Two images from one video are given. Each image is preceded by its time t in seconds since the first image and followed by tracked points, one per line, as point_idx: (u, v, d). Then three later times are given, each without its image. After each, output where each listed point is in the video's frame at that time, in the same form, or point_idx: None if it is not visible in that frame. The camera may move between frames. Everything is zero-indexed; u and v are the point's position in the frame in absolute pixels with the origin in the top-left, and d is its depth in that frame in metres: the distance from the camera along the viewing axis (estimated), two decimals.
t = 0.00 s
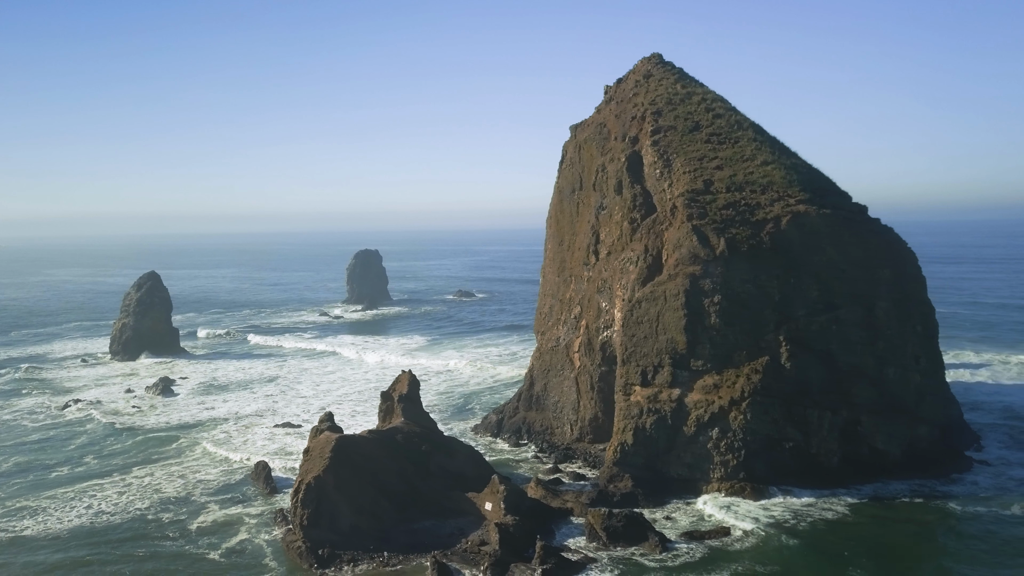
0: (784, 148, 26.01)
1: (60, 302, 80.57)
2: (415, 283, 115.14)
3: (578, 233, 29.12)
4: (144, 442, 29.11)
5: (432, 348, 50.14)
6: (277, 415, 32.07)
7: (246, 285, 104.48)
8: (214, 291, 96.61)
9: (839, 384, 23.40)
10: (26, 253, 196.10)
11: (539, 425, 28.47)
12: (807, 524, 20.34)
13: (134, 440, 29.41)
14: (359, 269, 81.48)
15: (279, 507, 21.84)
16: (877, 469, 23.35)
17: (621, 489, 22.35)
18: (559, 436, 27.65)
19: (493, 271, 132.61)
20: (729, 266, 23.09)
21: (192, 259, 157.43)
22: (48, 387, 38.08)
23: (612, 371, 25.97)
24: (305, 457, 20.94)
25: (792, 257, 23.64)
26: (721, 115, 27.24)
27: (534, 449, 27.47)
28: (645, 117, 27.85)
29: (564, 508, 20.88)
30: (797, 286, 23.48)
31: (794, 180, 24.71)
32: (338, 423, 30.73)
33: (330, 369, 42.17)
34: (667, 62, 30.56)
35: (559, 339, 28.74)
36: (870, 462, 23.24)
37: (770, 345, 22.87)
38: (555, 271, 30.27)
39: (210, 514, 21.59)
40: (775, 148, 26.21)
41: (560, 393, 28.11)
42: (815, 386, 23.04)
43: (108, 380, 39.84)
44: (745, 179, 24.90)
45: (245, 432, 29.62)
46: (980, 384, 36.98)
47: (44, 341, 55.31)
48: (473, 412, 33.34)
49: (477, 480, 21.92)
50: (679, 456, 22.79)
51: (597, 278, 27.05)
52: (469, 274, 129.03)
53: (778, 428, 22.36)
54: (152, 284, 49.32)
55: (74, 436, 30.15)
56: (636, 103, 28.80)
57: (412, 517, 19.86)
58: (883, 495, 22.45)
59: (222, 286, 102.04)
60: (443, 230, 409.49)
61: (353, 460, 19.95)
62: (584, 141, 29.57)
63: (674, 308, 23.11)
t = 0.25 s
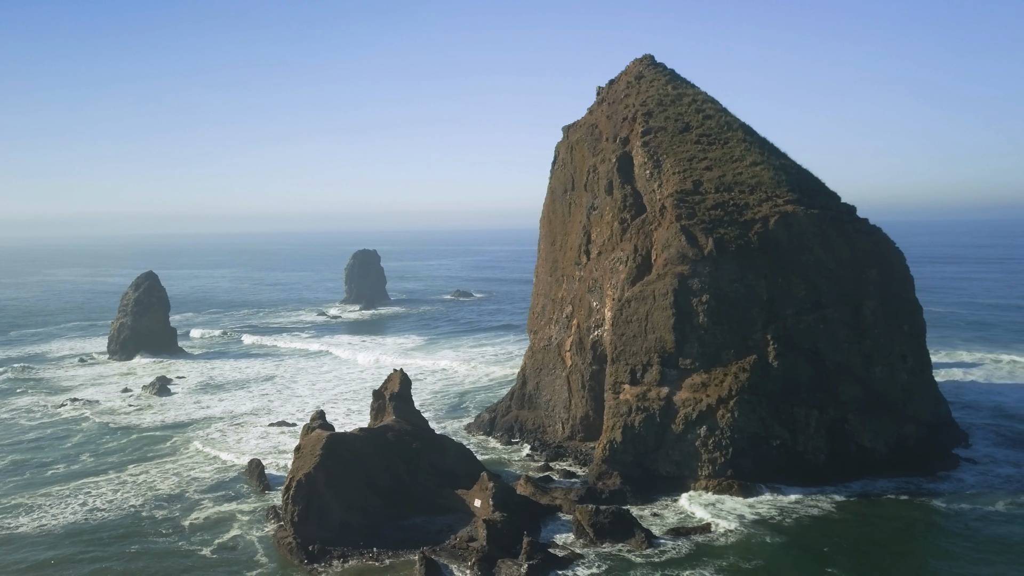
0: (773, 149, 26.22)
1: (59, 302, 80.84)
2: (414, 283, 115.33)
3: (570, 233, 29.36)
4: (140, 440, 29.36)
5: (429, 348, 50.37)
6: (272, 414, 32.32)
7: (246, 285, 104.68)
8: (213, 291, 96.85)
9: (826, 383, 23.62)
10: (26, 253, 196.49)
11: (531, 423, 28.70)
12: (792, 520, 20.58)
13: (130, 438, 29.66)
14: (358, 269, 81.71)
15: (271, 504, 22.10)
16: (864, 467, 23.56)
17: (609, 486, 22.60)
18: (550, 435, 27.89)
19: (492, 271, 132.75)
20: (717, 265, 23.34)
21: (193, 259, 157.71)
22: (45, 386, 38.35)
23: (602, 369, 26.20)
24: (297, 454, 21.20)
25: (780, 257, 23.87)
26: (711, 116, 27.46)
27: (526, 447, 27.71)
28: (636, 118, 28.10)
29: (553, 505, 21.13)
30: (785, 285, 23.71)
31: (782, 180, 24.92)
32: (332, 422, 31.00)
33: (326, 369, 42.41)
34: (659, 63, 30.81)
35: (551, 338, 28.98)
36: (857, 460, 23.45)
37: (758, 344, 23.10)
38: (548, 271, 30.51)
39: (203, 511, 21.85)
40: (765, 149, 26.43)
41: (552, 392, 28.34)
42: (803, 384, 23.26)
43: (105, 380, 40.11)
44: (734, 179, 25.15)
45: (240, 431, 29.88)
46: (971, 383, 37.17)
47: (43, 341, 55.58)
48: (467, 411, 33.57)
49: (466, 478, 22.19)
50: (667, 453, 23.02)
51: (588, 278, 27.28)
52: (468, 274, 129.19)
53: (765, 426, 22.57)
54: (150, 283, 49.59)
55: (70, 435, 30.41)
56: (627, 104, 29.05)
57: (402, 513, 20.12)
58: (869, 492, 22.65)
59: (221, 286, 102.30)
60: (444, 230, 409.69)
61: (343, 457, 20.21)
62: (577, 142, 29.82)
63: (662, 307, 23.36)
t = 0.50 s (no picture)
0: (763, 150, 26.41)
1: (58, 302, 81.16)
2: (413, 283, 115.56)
3: (562, 233, 29.58)
4: (135, 438, 29.61)
5: (425, 348, 50.58)
6: (267, 413, 32.56)
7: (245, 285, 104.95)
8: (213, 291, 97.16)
9: (814, 382, 23.82)
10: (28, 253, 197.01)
11: (523, 422, 28.92)
12: (778, 518, 20.79)
13: (126, 437, 29.91)
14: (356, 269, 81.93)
15: (263, 501, 22.33)
16: (851, 465, 23.74)
17: (598, 484, 22.83)
18: (542, 434, 28.10)
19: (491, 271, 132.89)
20: (706, 265, 23.57)
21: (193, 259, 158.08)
22: (43, 386, 38.62)
23: (593, 369, 26.41)
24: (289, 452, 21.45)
25: (768, 257, 24.09)
26: (702, 116, 27.66)
27: (518, 446, 27.93)
28: (627, 119, 28.32)
29: (542, 503, 21.36)
30: (773, 285, 23.92)
31: (771, 181, 25.12)
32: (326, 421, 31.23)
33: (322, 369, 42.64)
34: (651, 64, 31.02)
35: (543, 337, 29.20)
36: (844, 458, 23.63)
37: (746, 343, 23.31)
38: (541, 271, 30.72)
39: (196, 509, 22.09)
40: (755, 149, 26.63)
41: (544, 391, 28.56)
42: (791, 383, 23.46)
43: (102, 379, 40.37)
44: (723, 180, 25.37)
45: (235, 429, 30.11)
46: (964, 382, 37.33)
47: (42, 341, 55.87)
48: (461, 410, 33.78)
49: (457, 476, 22.44)
50: (656, 452, 23.25)
51: (579, 277, 27.51)
52: (467, 274, 129.35)
53: (753, 424, 22.77)
54: (148, 283, 49.85)
55: (66, 433, 30.65)
56: (619, 106, 29.27)
57: (392, 511, 20.37)
58: (856, 490, 22.84)
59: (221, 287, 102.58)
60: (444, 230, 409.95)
61: (334, 455, 20.44)
62: (569, 143, 30.05)
63: (651, 307, 23.59)
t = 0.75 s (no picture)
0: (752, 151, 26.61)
1: (58, 303, 81.46)
2: (412, 284, 115.75)
3: (554, 234, 29.78)
4: (131, 437, 29.84)
5: (421, 347, 50.80)
6: (262, 412, 32.77)
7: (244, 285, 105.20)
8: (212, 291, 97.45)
9: (802, 381, 24.01)
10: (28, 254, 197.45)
11: (515, 421, 29.12)
12: (765, 515, 20.98)
13: (121, 436, 30.13)
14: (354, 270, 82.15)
15: (255, 500, 22.56)
16: (839, 463, 23.90)
17: (587, 482, 23.04)
18: (534, 433, 28.29)
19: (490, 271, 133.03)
20: (695, 265, 23.79)
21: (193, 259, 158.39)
22: (41, 386, 38.86)
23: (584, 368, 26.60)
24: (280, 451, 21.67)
25: (757, 257, 24.29)
26: (692, 117, 27.85)
27: (509, 445, 28.14)
28: (618, 120, 28.54)
29: (531, 501, 21.57)
30: (761, 285, 24.12)
31: (760, 182, 25.31)
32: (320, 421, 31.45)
33: (318, 369, 42.86)
34: (643, 66, 31.23)
35: (535, 337, 29.39)
36: (832, 457, 23.80)
37: (735, 343, 23.50)
38: (533, 271, 30.93)
39: (189, 507, 22.30)
40: (744, 150, 26.84)
41: (536, 390, 28.75)
42: (779, 382, 23.65)
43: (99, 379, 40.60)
44: (713, 180, 25.58)
45: (230, 428, 30.35)
46: (956, 382, 37.48)
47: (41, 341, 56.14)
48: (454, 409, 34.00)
49: (447, 474, 22.68)
50: (645, 450, 23.45)
51: (570, 277, 27.72)
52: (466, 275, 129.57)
53: (741, 423, 22.94)
54: (145, 284, 50.09)
55: (62, 433, 30.87)
56: (610, 107, 29.48)
57: (382, 508, 20.60)
58: (844, 488, 23.00)
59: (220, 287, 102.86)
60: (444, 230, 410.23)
61: (325, 453, 20.66)
62: (561, 144, 30.27)
63: (641, 306, 23.80)
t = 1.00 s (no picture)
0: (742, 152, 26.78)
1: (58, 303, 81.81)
2: (411, 284, 115.96)
3: (546, 234, 29.96)
4: (126, 436, 30.05)
5: (417, 347, 50.98)
6: (256, 412, 32.97)
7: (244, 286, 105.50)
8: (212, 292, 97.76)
9: (791, 380, 24.17)
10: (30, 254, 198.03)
11: (508, 420, 29.29)
12: (753, 514, 21.13)
13: (117, 435, 30.33)
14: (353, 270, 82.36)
15: (247, 498, 22.75)
16: (828, 462, 24.04)
17: (576, 481, 23.21)
18: (526, 432, 28.46)
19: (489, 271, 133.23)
20: (684, 265, 23.98)
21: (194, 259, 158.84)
22: (38, 385, 39.11)
23: (575, 367, 26.77)
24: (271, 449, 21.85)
25: (745, 257, 24.47)
26: (683, 118, 28.01)
27: (501, 444, 28.31)
28: (610, 122, 28.72)
29: (520, 499, 21.75)
30: (750, 285, 24.30)
31: (749, 182, 25.47)
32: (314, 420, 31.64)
33: (314, 369, 43.06)
34: (636, 67, 31.40)
35: (528, 337, 29.56)
36: (821, 455, 23.95)
37: (723, 342, 23.67)
38: (526, 271, 31.11)
39: (182, 505, 22.49)
40: (734, 151, 27.00)
41: (529, 389, 28.92)
42: (768, 381, 23.80)
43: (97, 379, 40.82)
44: (703, 181, 25.76)
45: (224, 428, 30.55)
46: (949, 381, 37.60)
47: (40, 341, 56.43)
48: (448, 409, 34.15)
49: (437, 472, 22.88)
50: (635, 449, 23.62)
51: (562, 277, 27.89)
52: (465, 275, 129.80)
53: (730, 422, 23.10)
54: (143, 284, 50.33)
55: (58, 432, 31.08)
56: (602, 108, 29.67)
57: (371, 506, 20.80)
58: (832, 486, 23.14)
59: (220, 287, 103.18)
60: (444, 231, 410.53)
61: (315, 451, 20.84)
62: (553, 145, 30.47)
63: (630, 306, 23.98)
